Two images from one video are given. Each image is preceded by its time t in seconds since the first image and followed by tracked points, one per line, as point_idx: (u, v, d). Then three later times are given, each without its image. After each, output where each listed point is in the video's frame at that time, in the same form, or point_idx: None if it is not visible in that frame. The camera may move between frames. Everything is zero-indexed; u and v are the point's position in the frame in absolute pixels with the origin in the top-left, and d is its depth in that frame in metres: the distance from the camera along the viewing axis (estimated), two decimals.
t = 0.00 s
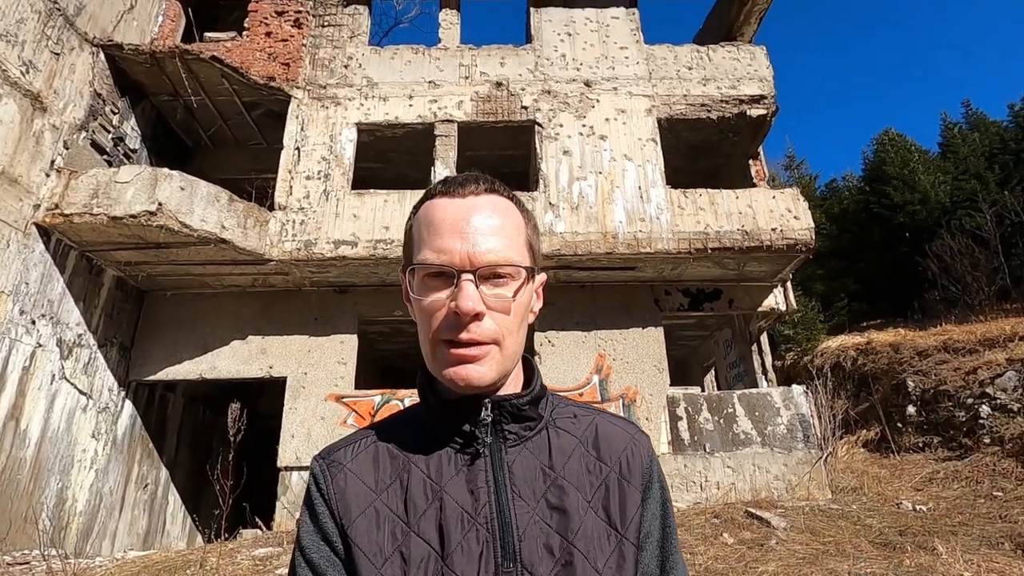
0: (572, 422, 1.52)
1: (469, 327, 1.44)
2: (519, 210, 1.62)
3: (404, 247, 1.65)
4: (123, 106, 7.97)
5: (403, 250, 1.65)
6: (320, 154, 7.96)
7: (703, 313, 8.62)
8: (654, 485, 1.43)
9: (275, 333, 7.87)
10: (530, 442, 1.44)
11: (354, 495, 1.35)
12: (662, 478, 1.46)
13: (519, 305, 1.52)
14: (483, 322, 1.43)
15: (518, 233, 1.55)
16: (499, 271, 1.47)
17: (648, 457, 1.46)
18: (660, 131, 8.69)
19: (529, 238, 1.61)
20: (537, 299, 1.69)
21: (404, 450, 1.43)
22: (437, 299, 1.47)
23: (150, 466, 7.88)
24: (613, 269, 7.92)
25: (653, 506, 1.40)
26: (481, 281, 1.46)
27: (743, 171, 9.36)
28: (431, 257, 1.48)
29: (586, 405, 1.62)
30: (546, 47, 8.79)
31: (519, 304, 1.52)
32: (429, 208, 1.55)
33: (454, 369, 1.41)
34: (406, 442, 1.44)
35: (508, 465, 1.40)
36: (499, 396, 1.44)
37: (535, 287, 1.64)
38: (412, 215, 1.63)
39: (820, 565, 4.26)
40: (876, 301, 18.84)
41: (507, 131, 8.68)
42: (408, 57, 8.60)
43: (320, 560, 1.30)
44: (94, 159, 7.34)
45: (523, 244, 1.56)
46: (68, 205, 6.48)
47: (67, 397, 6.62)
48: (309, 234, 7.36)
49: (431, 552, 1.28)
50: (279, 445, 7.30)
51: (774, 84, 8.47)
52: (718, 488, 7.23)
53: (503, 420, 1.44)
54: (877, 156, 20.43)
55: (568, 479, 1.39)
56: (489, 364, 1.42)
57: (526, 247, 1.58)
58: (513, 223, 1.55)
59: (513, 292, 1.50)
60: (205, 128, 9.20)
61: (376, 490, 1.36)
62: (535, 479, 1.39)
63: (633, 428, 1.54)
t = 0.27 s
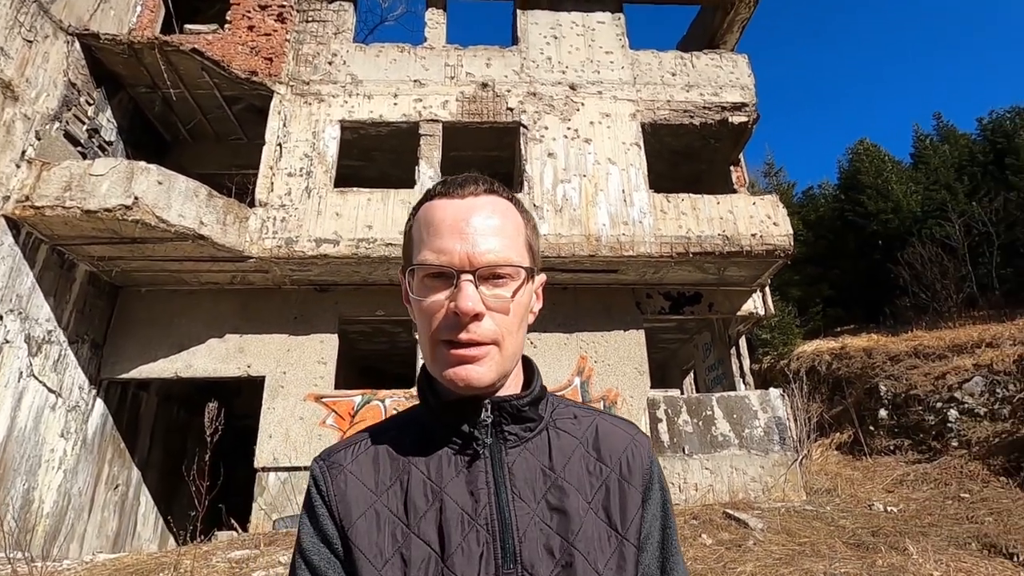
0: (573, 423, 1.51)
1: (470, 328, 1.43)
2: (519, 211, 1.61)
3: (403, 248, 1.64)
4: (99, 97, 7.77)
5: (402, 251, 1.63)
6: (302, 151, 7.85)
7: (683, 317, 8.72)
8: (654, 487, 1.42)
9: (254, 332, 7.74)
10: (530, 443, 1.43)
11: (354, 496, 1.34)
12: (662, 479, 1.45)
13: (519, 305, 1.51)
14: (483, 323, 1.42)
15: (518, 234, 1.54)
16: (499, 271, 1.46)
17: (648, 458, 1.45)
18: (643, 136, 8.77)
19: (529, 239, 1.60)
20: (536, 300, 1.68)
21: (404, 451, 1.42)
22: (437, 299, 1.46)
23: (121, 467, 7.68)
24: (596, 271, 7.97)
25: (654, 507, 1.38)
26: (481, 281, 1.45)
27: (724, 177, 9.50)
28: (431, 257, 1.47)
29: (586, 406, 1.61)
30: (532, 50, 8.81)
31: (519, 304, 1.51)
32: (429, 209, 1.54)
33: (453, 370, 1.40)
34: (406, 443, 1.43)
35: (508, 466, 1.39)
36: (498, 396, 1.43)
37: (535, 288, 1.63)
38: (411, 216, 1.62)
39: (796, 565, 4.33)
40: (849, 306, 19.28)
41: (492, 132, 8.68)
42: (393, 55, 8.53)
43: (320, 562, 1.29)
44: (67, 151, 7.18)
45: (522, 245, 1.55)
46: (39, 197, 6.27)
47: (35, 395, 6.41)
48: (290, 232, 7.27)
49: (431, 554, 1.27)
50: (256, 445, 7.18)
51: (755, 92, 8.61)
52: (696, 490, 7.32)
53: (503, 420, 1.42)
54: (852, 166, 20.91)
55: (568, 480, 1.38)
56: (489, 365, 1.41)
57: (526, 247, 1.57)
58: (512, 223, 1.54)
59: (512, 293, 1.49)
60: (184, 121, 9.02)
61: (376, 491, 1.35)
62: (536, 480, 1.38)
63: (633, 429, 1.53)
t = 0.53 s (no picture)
0: (572, 422, 1.51)
1: (470, 327, 1.42)
2: (519, 211, 1.61)
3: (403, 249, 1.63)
4: (72, 84, 7.55)
5: (402, 250, 1.62)
6: (283, 146, 7.74)
7: (662, 320, 8.81)
8: (655, 486, 1.42)
9: (230, 329, 7.60)
10: (530, 442, 1.43)
11: (355, 496, 1.33)
12: (661, 479, 1.45)
13: (519, 305, 1.50)
14: (484, 322, 1.41)
15: (519, 234, 1.54)
16: (500, 271, 1.46)
17: (648, 457, 1.45)
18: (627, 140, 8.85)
19: (530, 240, 1.60)
20: (536, 300, 1.67)
21: (405, 451, 1.41)
22: (438, 299, 1.44)
23: (89, 466, 7.46)
24: (578, 274, 8.01)
25: (653, 507, 1.38)
26: (482, 281, 1.44)
27: (704, 183, 9.64)
28: (431, 257, 1.46)
29: (585, 406, 1.61)
30: (518, 51, 8.82)
31: (519, 304, 1.50)
32: (429, 209, 1.53)
33: (454, 370, 1.39)
34: (406, 443, 1.42)
35: (509, 466, 1.38)
36: (499, 396, 1.42)
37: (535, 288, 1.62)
38: (411, 216, 1.61)
39: (770, 566, 4.40)
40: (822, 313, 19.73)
41: (476, 132, 8.67)
42: (378, 52, 8.46)
43: (319, 562, 1.27)
44: (38, 139, 6.95)
45: (523, 245, 1.55)
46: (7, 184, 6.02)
47: None
48: (269, 228, 7.15)
49: (432, 553, 1.26)
50: (231, 444, 7.04)
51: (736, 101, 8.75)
52: (673, 492, 7.40)
53: (504, 420, 1.42)
54: (827, 175, 21.39)
55: (569, 480, 1.37)
56: (490, 364, 1.40)
57: (526, 247, 1.56)
58: (513, 224, 1.53)
59: (513, 293, 1.48)
60: (161, 112, 8.82)
61: (377, 491, 1.34)
62: (536, 479, 1.37)
63: (632, 428, 1.53)
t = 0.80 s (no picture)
0: (573, 423, 1.50)
1: (471, 329, 1.41)
2: (520, 212, 1.60)
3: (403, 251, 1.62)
4: (44, 71, 7.32)
5: (402, 251, 1.61)
6: (264, 140, 7.62)
7: (642, 323, 8.90)
8: (656, 487, 1.40)
9: (205, 325, 7.46)
10: (529, 443, 1.42)
11: (354, 496, 1.32)
12: (662, 479, 1.44)
13: (521, 307, 1.49)
14: (485, 324, 1.40)
15: (520, 235, 1.53)
16: (502, 273, 1.45)
17: (648, 458, 1.44)
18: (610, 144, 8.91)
19: (531, 241, 1.59)
20: (537, 302, 1.67)
21: (404, 452, 1.40)
22: (439, 301, 1.43)
23: (54, 464, 7.22)
24: (560, 275, 8.04)
25: (654, 508, 1.37)
26: (484, 283, 1.43)
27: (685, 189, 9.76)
28: (432, 259, 1.45)
29: (585, 407, 1.60)
30: (504, 52, 8.82)
31: (521, 305, 1.49)
32: (430, 210, 1.52)
33: (456, 372, 1.38)
34: (405, 444, 1.41)
35: (509, 466, 1.37)
36: (499, 397, 1.41)
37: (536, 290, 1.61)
38: (412, 218, 1.60)
39: (745, 566, 4.48)
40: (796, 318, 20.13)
41: (461, 132, 8.65)
42: (363, 48, 8.37)
43: (318, 563, 1.26)
44: (9, 126, 6.69)
45: (524, 246, 1.54)
46: None
47: None
48: (249, 223, 7.03)
49: (432, 555, 1.24)
50: (205, 443, 6.90)
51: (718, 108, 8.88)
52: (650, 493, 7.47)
53: (503, 420, 1.41)
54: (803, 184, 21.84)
55: (569, 481, 1.36)
56: (491, 366, 1.39)
57: (527, 249, 1.55)
58: (515, 225, 1.52)
59: (515, 295, 1.47)
60: (137, 103, 8.61)
61: (376, 491, 1.33)
62: (536, 480, 1.36)
63: (633, 429, 1.52)
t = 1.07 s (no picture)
0: (570, 423, 1.50)
1: (469, 328, 1.40)
2: (518, 212, 1.60)
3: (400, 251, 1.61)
4: (15, 63, 7.11)
5: (400, 252, 1.61)
6: (245, 138, 7.50)
7: (624, 326, 8.97)
8: (654, 486, 1.40)
9: (181, 326, 7.31)
10: (527, 443, 1.42)
11: (351, 497, 1.31)
12: (660, 479, 1.44)
13: (519, 306, 1.49)
14: (483, 324, 1.40)
15: (517, 235, 1.53)
16: (500, 272, 1.44)
17: (645, 457, 1.44)
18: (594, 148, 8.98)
19: (529, 241, 1.59)
20: (536, 302, 1.66)
21: (402, 452, 1.39)
22: (437, 300, 1.43)
23: (20, 468, 6.93)
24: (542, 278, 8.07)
25: (652, 507, 1.37)
26: (482, 282, 1.42)
27: (666, 194, 9.88)
28: (430, 258, 1.44)
29: (583, 407, 1.60)
30: (488, 55, 8.82)
31: (519, 305, 1.49)
32: (427, 210, 1.52)
33: (454, 371, 1.37)
34: (403, 445, 1.40)
35: (507, 466, 1.37)
36: (497, 396, 1.41)
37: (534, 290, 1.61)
38: (410, 217, 1.60)
39: (724, 566, 4.54)
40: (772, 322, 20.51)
41: (445, 134, 8.63)
42: (347, 47, 8.30)
43: (315, 565, 1.25)
44: None
45: (522, 246, 1.54)
46: None
47: None
48: (228, 222, 6.92)
49: (430, 556, 1.24)
50: (179, 446, 6.76)
51: (699, 115, 9.01)
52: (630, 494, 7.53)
53: (501, 420, 1.41)
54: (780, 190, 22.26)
55: (567, 480, 1.36)
56: (489, 365, 1.39)
57: (525, 249, 1.55)
58: (512, 225, 1.52)
59: (513, 294, 1.47)
60: (112, 97, 8.42)
61: (374, 492, 1.32)
62: (535, 479, 1.36)
63: (630, 429, 1.53)
